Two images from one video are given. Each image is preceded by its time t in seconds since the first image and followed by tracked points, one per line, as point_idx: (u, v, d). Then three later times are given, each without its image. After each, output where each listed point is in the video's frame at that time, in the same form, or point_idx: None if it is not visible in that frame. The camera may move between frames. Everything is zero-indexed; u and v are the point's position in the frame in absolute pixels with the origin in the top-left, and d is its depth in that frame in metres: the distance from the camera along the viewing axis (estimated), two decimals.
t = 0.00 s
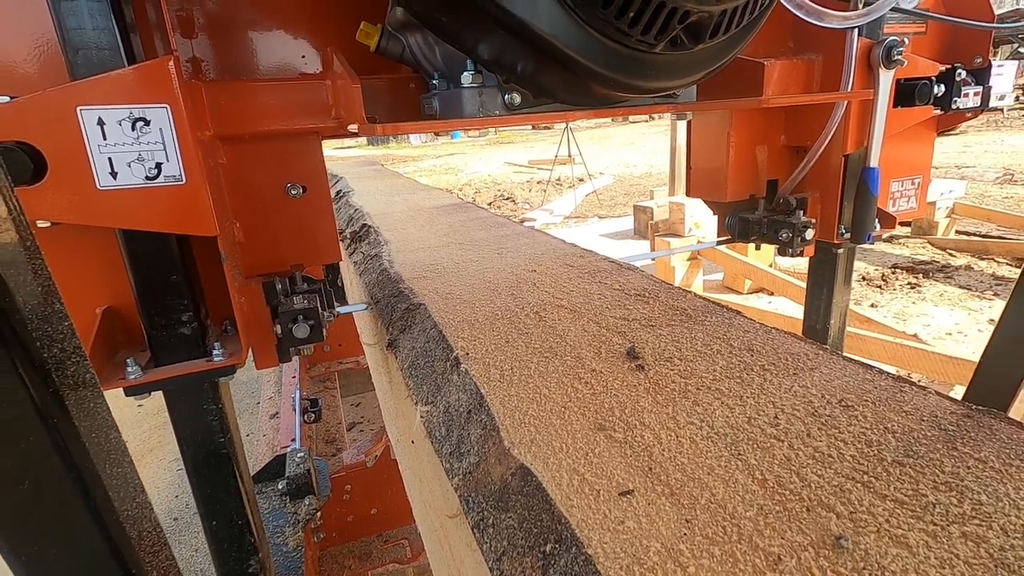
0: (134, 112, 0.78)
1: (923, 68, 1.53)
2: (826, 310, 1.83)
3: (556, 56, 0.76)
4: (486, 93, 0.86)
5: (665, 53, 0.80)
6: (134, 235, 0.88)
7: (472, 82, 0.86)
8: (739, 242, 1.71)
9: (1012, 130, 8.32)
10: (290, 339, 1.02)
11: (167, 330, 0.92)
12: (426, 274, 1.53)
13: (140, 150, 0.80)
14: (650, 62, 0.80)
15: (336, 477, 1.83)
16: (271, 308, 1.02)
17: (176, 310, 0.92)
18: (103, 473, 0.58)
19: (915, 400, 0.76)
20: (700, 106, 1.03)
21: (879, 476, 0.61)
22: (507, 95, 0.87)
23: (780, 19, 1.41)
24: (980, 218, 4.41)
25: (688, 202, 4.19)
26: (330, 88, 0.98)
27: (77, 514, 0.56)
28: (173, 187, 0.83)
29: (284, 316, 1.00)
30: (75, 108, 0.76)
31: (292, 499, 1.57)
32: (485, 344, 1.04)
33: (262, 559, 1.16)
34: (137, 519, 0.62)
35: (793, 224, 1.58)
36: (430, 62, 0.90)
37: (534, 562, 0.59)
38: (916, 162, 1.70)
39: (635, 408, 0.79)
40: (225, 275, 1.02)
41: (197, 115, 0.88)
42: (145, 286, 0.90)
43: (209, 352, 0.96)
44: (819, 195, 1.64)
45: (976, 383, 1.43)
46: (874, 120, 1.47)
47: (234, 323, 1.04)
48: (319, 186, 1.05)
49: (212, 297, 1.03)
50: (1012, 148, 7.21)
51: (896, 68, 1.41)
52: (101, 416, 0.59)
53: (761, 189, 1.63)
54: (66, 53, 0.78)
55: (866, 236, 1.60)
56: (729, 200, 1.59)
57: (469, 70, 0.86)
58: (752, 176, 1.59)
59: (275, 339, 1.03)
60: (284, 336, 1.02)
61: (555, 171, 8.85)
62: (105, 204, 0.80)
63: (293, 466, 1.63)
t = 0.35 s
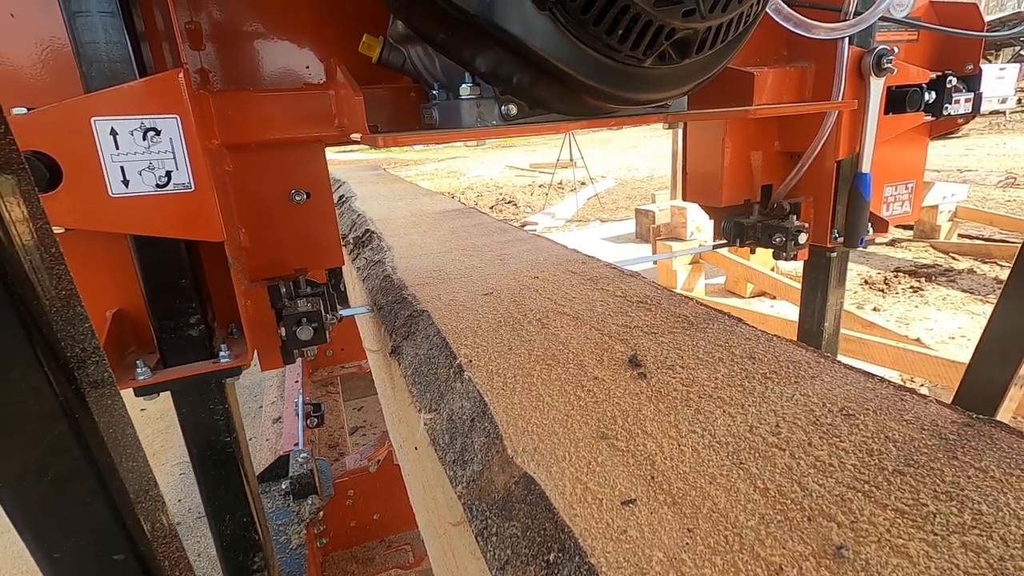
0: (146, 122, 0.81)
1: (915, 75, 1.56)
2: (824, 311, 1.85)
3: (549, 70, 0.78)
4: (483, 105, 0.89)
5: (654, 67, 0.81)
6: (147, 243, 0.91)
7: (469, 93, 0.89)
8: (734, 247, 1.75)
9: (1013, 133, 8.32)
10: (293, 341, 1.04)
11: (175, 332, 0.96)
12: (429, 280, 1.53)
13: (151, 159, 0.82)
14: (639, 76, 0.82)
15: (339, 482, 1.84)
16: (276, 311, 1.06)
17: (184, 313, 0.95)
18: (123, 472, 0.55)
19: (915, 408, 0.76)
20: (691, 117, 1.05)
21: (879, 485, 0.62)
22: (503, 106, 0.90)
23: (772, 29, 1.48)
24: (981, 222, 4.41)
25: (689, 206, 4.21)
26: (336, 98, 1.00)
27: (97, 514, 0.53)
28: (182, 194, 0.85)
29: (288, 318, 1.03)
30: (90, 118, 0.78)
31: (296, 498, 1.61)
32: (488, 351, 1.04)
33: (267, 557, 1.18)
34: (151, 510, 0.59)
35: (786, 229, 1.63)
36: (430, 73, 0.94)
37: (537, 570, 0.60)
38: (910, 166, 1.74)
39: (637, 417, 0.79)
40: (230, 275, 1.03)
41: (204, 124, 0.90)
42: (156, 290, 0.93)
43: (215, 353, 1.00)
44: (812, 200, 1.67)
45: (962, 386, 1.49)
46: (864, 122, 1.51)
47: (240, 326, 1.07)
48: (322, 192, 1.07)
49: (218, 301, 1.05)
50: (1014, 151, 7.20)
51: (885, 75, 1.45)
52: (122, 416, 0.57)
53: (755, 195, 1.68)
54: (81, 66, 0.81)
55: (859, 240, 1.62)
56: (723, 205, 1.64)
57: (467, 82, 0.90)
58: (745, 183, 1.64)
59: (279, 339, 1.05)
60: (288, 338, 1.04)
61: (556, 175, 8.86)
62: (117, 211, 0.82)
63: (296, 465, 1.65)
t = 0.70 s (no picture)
0: (154, 125, 0.85)
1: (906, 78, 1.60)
2: (812, 311, 1.91)
3: (540, 76, 0.81)
4: (478, 109, 0.92)
5: (640, 72, 0.85)
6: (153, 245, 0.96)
7: (466, 97, 0.92)
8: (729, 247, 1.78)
9: (1015, 135, 8.31)
10: (296, 337, 1.06)
11: (180, 328, 1.00)
12: (429, 281, 1.54)
13: (158, 160, 0.87)
14: (625, 81, 0.85)
15: (339, 483, 1.84)
16: (279, 309, 1.06)
17: (189, 310, 1.00)
18: (137, 466, 0.57)
19: (912, 410, 0.77)
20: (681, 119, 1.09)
21: (876, 486, 0.63)
22: (499, 110, 0.92)
23: (762, 33, 1.50)
24: (982, 223, 4.40)
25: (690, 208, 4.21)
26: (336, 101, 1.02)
27: (111, 504, 0.55)
28: (188, 194, 0.90)
29: (290, 315, 1.04)
30: (100, 121, 0.83)
31: (296, 493, 1.66)
32: (488, 353, 1.05)
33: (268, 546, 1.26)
34: (163, 498, 0.61)
35: (778, 229, 1.66)
36: (428, 76, 0.96)
37: (537, 569, 0.61)
38: (902, 168, 1.77)
39: (636, 418, 0.80)
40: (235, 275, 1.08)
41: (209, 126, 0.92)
42: (161, 286, 0.98)
43: (218, 348, 1.04)
44: (803, 202, 1.69)
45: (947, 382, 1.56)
46: (855, 124, 1.55)
47: (243, 323, 1.10)
48: (323, 193, 1.09)
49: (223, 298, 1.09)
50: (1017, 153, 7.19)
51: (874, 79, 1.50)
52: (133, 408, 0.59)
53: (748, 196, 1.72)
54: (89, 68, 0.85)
55: (850, 239, 1.67)
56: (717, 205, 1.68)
57: (463, 86, 0.92)
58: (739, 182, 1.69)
59: (281, 338, 1.07)
60: (289, 334, 1.06)
61: (557, 176, 8.86)
62: (124, 209, 0.88)
63: (297, 461, 1.70)
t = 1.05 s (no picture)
0: (167, 144, 0.92)
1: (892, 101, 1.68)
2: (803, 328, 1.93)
3: (536, 104, 0.91)
4: (476, 132, 1.00)
5: (628, 100, 0.95)
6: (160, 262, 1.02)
7: (464, 122, 1.00)
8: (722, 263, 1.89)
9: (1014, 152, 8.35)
10: (297, 347, 1.14)
11: (186, 337, 1.06)
12: (430, 297, 1.56)
13: (170, 176, 0.94)
14: (613, 106, 0.95)
15: (337, 496, 1.84)
16: (282, 319, 1.15)
17: (196, 320, 1.05)
18: (148, 470, 0.59)
19: (905, 435, 0.78)
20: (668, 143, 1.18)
21: (868, 511, 0.64)
22: (496, 134, 1.00)
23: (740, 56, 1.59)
24: (980, 240, 4.43)
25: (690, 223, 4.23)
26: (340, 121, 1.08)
27: (123, 499, 0.57)
28: (197, 209, 0.97)
29: (292, 326, 1.12)
30: (116, 139, 0.90)
31: (294, 500, 1.72)
32: (488, 371, 1.06)
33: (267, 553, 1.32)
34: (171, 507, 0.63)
35: (768, 246, 1.75)
36: (429, 99, 1.06)
37: None
38: (892, 188, 1.84)
39: (633, 440, 0.81)
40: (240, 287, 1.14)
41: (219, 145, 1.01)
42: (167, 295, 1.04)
43: (222, 357, 1.09)
44: (793, 220, 1.76)
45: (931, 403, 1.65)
46: (843, 146, 1.62)
47: (246, 333, 1.17)
48: (326, 209, 1.17)
49: (228, 308, 1.15)
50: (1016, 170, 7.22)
51: (861, 103, 1.57)
52: (148, 418, 0.62)
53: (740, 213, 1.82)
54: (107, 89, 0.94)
55: (840, 256, 1.73)
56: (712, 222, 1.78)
57: (462, 112, 1.00)
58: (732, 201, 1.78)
59: (285, 347, 1.15)
60: (292, 344, 1.13)
61: (558, 189, 8.89)
62: (132, 221, 0.94)
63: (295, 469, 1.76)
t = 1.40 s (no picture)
0: (169, 145, 0.93)
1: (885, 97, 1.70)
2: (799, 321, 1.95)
3: (527, 103, 0.93)
4: (471, 130, 1.02)
5: (619, 98, 0.97)
6: (165, 263, 1.03)
7: (458, 121, 1.01)
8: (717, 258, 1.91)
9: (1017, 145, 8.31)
10: (299, 343, 1.18)
11: (190, 334, 1.07)
12: (431, 296, 1.56)
13: (173, 176, 0.94)
14: (602, 104, 0.97)
15: (340, 496, 1.85)
16: (284, 315, 1.20)
17: (200, 317, 1.07)
18: (158, 457, 0.61)
19: (907, 429, 0.78)
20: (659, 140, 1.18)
21: (870, 506, 0.64)
22: (489, 132, 1.02)
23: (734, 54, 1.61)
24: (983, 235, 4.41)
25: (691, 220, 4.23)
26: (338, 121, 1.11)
27: (134, 489, 0.59)
28: (201, 209, 0.98)
29: (295, 322, 1.17)
30: (121, 140, 0.91)
31: (297, 495, 1.78)
32: (489, 369, 1.06)
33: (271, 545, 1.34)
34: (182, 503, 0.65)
35: (762, 241, 1.78)
36: (426, 99, 1.07)
37: None
38: (886, 181, 1.85)
39: (634, 436, 0.81)
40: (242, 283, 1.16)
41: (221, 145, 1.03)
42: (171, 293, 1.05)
43: (225, 353, 1.11)
44: (786, 215, 1.78)
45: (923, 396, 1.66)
46: (835, 142, 1.64)
47: (250, 330, 1.16)
48: (325, 207, 1.19)
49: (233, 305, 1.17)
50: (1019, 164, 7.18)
51: (851, 98, 1.58)
52: (159, 417, 0.63)
53: (735, 209, 1.84)
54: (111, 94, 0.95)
55: (833, 249, 1.74)
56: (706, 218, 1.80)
57: (456, 111, 1.01)
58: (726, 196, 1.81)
59: (286, 343, 1.19)
60: (294, 340, 1.18)
61: (559, 187, 8.88)
62: (138, 222, 0.95)
63: (299, 465, 1.84)
